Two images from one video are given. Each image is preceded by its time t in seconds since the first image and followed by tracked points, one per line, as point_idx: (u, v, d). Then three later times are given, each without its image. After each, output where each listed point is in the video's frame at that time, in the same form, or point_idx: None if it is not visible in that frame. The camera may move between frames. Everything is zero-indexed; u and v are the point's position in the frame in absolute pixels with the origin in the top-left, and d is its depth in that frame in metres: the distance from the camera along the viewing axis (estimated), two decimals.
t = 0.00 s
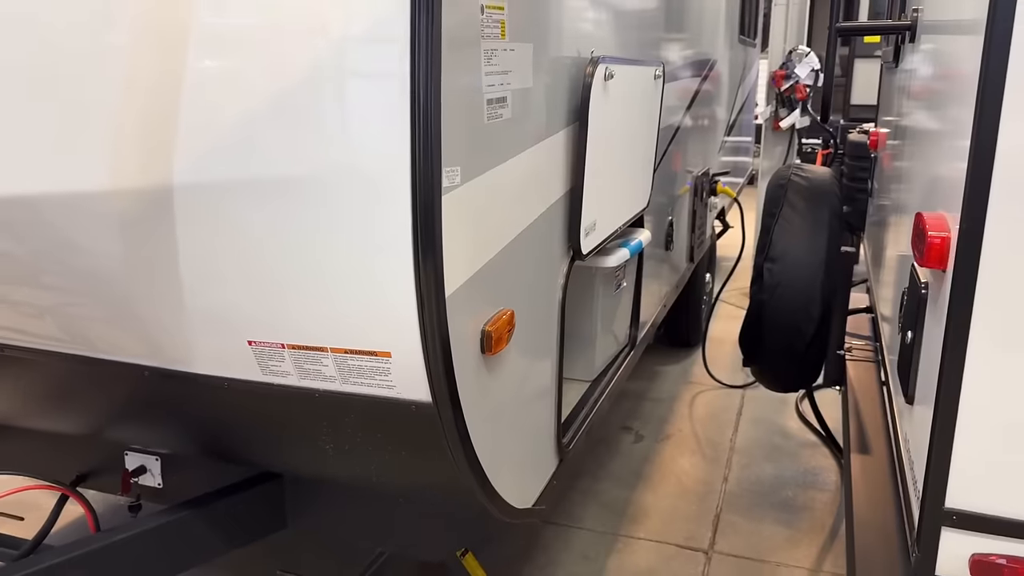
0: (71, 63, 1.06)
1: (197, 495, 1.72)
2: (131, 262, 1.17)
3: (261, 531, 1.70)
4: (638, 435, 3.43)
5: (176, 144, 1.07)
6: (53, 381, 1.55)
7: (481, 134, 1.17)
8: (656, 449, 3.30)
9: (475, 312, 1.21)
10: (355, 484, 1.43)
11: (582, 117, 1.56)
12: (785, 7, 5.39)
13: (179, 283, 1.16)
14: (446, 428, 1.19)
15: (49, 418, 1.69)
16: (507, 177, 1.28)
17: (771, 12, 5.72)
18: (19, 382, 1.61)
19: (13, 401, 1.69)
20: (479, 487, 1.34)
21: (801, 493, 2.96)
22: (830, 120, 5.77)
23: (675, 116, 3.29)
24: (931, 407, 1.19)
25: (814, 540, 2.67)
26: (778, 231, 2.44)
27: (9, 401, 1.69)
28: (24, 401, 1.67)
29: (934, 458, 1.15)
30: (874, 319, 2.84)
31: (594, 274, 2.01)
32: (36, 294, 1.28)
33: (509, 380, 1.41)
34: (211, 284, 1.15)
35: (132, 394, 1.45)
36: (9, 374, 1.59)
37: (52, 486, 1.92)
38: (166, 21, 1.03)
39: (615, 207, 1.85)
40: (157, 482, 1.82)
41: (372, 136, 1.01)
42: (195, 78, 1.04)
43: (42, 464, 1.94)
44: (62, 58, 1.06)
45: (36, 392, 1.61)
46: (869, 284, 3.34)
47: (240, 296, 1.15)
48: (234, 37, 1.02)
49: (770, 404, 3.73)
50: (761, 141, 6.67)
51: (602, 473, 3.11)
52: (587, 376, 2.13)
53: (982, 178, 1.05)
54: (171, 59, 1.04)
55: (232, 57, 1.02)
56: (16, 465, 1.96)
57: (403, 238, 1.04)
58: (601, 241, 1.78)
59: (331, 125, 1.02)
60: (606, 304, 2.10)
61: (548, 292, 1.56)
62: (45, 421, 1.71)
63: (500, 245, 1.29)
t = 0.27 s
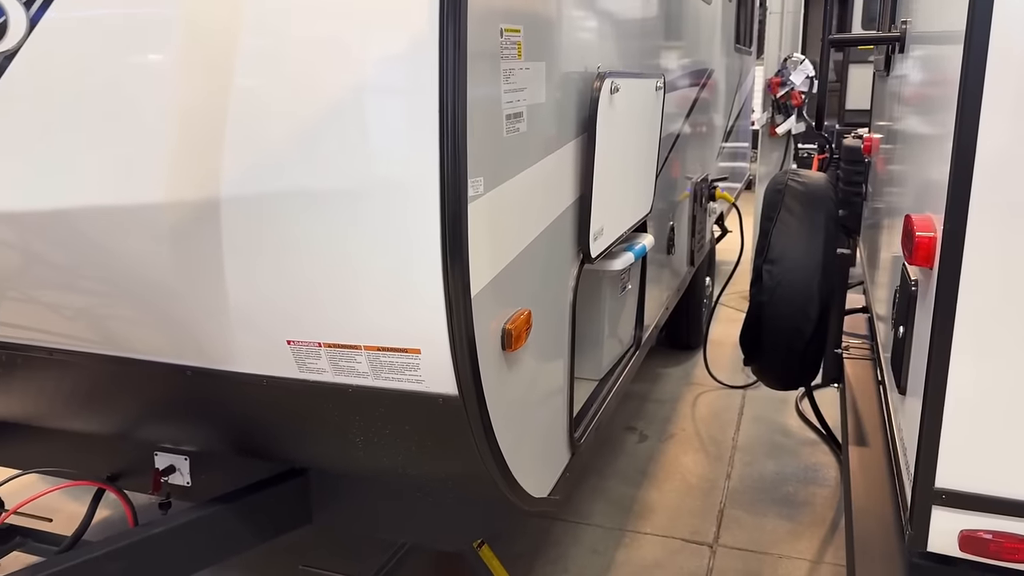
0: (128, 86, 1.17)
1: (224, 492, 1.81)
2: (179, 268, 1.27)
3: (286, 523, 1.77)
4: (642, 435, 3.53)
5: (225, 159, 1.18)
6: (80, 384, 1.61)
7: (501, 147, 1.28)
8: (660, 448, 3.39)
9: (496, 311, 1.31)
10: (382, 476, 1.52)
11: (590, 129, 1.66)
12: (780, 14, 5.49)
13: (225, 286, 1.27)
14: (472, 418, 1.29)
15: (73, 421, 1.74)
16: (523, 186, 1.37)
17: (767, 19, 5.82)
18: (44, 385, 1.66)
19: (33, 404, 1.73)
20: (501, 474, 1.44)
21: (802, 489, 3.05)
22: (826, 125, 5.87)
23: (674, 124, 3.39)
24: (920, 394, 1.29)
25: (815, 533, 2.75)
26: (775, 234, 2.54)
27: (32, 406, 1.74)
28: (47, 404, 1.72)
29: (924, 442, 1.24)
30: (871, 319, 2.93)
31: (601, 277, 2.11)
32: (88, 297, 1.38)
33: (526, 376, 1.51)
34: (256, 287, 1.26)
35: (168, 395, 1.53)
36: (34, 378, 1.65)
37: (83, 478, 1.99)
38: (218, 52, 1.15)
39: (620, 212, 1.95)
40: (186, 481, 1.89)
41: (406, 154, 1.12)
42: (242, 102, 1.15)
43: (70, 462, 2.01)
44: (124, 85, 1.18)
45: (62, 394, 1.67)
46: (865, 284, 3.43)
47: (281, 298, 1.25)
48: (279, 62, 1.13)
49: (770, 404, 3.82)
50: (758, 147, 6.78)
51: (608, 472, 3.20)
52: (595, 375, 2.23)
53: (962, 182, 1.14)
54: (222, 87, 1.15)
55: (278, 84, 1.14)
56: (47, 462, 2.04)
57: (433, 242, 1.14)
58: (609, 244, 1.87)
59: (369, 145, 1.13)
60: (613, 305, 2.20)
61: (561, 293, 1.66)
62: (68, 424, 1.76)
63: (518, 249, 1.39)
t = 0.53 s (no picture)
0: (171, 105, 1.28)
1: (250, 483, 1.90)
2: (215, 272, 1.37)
3: (309, 513, 1.86)
4: (647, 438, 3.62)
5: (262, 171, 1.28)
6: (111, 381, 1.71)
7: (515, 160, 1.38)
8: (664, 451, 3.48)
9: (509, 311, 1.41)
10: (401, 467, 1.62)
11: (597, 142, 1.76)
12: (783, 27, 5.61)
13: (260, 288, 1.37)
14: (486, 408, 1.39)
15: (99, 416, 1.83)
16: (535, 195, 1.48)
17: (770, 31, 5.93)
18: (75, 382, 1.76)
19: (63, 400, 1.83)
20: (514, 462, 1.54)
21: (802, 490, 3.13)
22: (829, 135, 5.97)
23: (678, 134, 3.49)
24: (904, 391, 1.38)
25: (815, 532, 2.84)
26: (774, 242, 2.66)
27: (61, 402, 1.84)
28: (76, 399, 1.81)
29: (908, 436, 1.32)
30: (868, 324, 3.02)
31: (607, 282, 2.20)
32: (125, 298, 1.48)
33: (536, 373, 1.62)
34: (286, 289, 1.36)
35: (198, 391, 1.63)
36: (66, 375, 1.75)
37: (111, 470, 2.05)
38: (256, 73, 1.25)
39: (625, 221, 2.04)
40: (211, 475, 1.96)
41: (430, 167, 1.23)
42: (277, 119, 1.26)
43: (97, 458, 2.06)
44: (167, 103, 1.28)
45: (92, 391, 1.76)
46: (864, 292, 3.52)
47: (310, 299, 1.36)
48: (312, 83, 1.24)
49: (772, 409, 3.91)
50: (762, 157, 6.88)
51: (613, 473, 3.29)
52: (601, 376, 2.32)
53: (941, 195, 1.23)
54: (260, 105, 1.26)
55: (312, 102, 1.24)
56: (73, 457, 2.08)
57: (453, 248, 1.25)
58: (615, 251, 1.97)
59: (397, 158, 1.23)
60: (618, 310, 2.30)
61: (570, 296, 1.77)
62: (94, 419, 1.86)
63: (530, 254, 1.49)
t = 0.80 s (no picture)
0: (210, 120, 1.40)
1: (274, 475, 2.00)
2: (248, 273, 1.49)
3: (330, 504, 1.96)
4: (653, 443, 3.71)
5: (294, 181, 1.40)
6: (144, 374, 1.83)
7: (528, 172, 1.50)
8: (669, 455, 3.58)
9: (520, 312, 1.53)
10: (418, 458, 1.73)
11: (605, 155, 1.87)
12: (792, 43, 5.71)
13: (290, 288, 1.49)
14: (498, 400, 1.51)
15: (131, 408, 1.95)
16: (546, 205, 1.59)
17: (780, 46, 6.03)
18: (110, 375, 1.88)
19: (95, 391, 1.95)
20: (523, 453, 1.66)
21: (804, 494, 3.22)
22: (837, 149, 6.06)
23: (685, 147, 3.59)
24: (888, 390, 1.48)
25: (815, 535, 2.92)
26: (777, 252, 2.75)
27: (94, 392, 1.95)
28: (108, 390, 1.93)
29: (892, 432, 1.42)
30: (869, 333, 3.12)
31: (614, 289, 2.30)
32: (162, 296, 1.60)
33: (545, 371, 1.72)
34: (314, 288, 1.48)
35: (228, 385, 1.75)
36: (101, 367, 1.87)
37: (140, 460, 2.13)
38: (291, 90, 1.37)
39: (632, 230, 2.15)
40: (237, 468, 2.05)
41: (450, 178, 1.34)
42: (310, 134, 1.38)
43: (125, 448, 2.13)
44: (208, 117, 1.41)
45: (125, 383, 1.89)
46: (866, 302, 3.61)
47: (337, 298, 1.47)
48: (342, 101, 1.36)
49: (776, 416, 3.99)
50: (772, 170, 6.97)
51: (619, 475, 3.38)
52: (607, 379, 2.42)
53: (919, 208, 1.33)
54: (294, 120, 1.38)
55: (342, 119, 1.36)
56: (104, 448, 2.16)
57: (468, 252, 1.37)
58: (621, 258, 2.08)
59: (419, 169, 1.35)
60: (625, 315, 2.40)
61: (578, 300, 1.87)
62: (126, 411, 1.97)
63: (541, 260, 1.60)
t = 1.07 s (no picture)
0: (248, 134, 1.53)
1: (297, 468, 2.09)
2: (280, 277, 1.61)
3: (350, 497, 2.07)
4: (661, 448, 3.81)
5: (323, 191, 1.53)
6: (178, 371, 1.95)
7: (539, 185, 1.62)
8: (677, 461, 3.67)
9: (530, 315, 1.64)
10: (433, 451, 1.85)
11: (612, 169, 1.99)
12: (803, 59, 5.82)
13: (317, 291, 1.62)
14: (508, 395, 1.63)
15: (164, 403, 2.08)
16: (556, 215, 1.71)
17: (791, 61, 6.13)
18: (145, 371, 2.01)
19: (129, 387, 2.07)
20: (532, 447, 1.77)
21: (808, 499, 3.30)
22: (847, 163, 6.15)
23: (695, 161, 3.70)
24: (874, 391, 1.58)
25: (817, 537, 3.01)
26: (781, 262, 2.85)
27: (128, 388, 2.08)
28: (142, 386, 2.05)
29: (876, 430, 1.52)
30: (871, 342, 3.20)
31: (621, 296, 2.41)
32: (197, 297, 1.73)
33: (554, 372, 1.84)
34: (339, 291, 1.60)
35: (257, 382, 1.87)
36: (137, 364, 1.99)
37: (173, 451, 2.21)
38: (321, 109, 1.49)
39: (638, 240, 2.26)
40: (263, 462, 2.13)
41: (465, 189, 1.47)
42: (338, 149, 1.51)
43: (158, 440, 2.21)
44: (244, 133, 1.53)
45: (159, 380, 2.01)
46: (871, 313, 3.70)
47: (359, 299, 1.59)
48: (368, 119, 1.48)
49: (783, 424, 4.08)
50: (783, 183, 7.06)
51: (628, 479, 3.48)
52: (614, 382, 2.53)
53: (900, 220, 1.43)
54: (324, 136, 1.51)
55: (367, 135, 1.49)
56: (133, 444, 2.25)
57: (482, 259, 1.49)
58: (628, 266, 2.19)
59: (437, 181, 1.47)
60: (633, 322, 2.51)
61: (586, 306, 1.98)
62: (159, 406, 2.10)
63: (551, 266, 1.72)
